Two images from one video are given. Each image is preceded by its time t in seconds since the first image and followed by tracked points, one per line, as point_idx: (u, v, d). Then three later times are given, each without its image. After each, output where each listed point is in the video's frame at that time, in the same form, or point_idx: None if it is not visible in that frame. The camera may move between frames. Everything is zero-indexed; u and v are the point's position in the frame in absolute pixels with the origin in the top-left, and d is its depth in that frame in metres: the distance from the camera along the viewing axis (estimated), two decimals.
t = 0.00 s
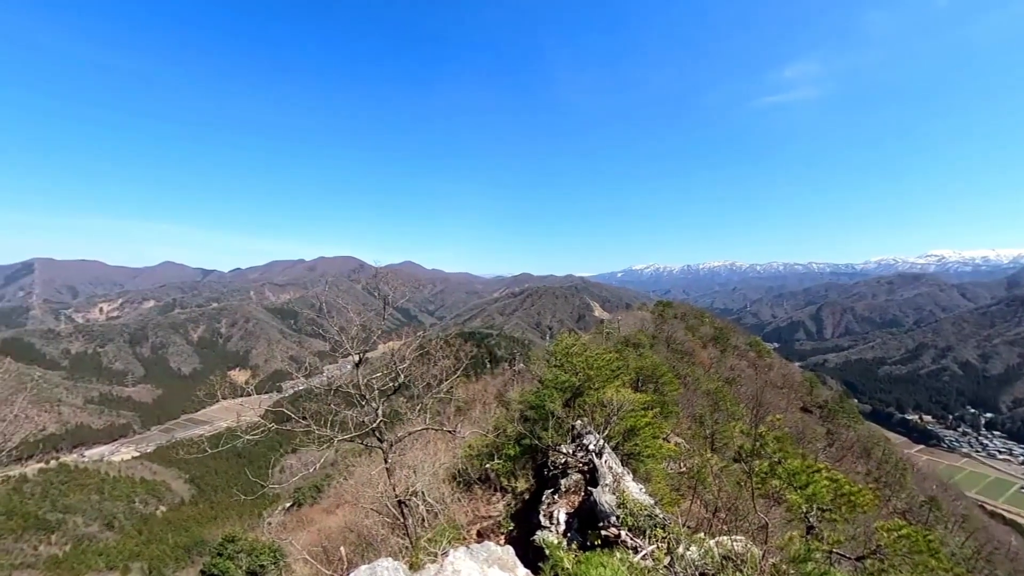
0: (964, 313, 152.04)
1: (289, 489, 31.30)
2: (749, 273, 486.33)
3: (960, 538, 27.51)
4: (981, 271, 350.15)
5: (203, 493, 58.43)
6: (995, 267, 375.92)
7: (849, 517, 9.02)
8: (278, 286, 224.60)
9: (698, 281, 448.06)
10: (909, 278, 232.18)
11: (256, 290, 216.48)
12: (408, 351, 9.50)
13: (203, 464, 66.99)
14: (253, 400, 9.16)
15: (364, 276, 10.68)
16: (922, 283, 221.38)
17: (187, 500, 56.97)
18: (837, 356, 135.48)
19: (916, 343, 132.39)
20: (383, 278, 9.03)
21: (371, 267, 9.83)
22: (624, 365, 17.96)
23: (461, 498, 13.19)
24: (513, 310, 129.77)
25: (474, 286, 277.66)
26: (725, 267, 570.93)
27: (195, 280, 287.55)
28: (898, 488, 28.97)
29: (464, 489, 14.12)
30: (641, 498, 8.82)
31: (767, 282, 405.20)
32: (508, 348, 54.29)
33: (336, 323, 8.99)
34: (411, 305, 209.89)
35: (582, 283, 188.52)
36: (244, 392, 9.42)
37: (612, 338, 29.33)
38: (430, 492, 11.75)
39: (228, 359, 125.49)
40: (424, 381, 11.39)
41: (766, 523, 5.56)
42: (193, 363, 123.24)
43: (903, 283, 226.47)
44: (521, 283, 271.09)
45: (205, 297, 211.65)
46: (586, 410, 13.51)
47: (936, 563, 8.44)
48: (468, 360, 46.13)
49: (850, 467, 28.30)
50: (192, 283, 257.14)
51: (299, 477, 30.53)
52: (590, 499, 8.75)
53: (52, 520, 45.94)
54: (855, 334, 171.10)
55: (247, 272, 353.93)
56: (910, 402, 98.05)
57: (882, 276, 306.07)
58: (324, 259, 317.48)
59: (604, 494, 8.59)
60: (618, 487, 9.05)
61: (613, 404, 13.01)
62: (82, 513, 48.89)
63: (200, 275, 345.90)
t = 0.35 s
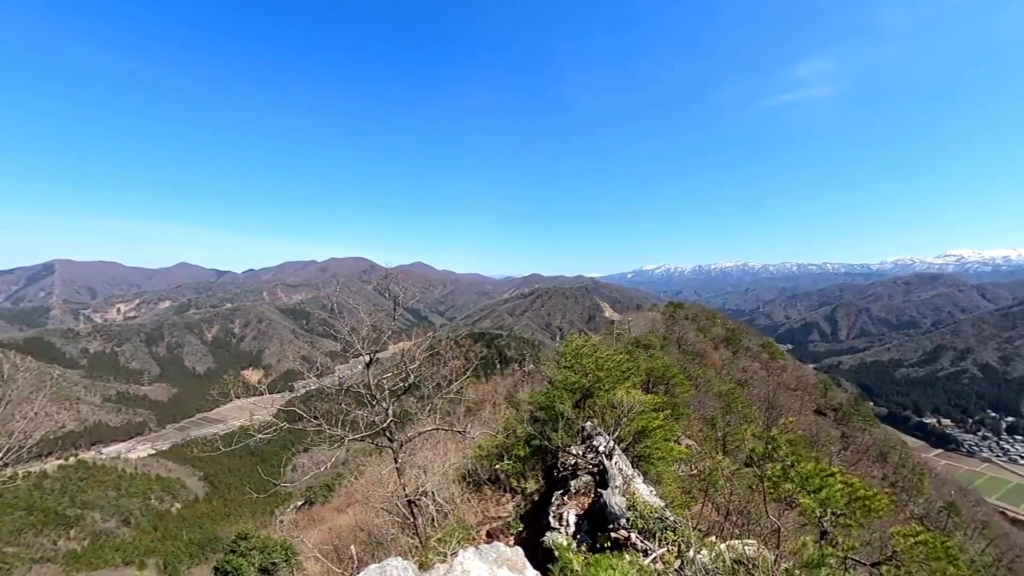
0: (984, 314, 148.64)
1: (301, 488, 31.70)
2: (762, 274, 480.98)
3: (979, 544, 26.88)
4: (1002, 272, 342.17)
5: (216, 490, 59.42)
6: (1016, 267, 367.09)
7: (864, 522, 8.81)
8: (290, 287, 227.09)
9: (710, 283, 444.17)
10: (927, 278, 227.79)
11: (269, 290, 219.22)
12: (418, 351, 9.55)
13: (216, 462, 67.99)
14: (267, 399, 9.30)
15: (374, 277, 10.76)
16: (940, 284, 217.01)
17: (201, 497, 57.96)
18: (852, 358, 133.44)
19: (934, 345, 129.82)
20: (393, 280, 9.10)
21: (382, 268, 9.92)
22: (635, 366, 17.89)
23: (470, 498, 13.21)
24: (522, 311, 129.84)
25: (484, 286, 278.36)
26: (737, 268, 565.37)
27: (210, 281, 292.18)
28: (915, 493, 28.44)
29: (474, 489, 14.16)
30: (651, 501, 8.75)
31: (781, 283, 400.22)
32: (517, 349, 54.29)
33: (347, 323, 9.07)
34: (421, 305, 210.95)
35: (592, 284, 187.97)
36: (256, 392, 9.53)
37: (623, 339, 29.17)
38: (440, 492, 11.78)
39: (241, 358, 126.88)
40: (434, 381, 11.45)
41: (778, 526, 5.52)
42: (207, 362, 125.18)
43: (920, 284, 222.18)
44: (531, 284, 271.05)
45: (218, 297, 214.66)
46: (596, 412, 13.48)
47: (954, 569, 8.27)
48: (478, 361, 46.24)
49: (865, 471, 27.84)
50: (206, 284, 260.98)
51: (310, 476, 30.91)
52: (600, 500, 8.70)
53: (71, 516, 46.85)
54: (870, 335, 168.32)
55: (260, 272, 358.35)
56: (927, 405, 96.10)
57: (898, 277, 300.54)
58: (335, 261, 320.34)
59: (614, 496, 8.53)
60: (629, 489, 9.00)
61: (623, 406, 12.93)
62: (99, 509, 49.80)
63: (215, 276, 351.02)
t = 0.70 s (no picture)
0: (1007, 315, 144.85)
1: (314, 487, 32.03)
2: (776, 275, 474.79)
3: (1003, 551, 26.18)
4: None
5: (231, 488, 60.34)
6: None
7: (881, 528, 8.66)
8: (303, 288, 229.46)
9: (722, 283, 439.72)
10: (947, 278, 222.89)
11: (282, 291, 222.11)
12: (428, 352, 9.61)
13: (231, 461, 69.01)
14: (280, 398, 9.41)
15: (386, 278, 10.81)
16: (961, 285, 212.23)
17: (216, 495, 58.89)
18: (869, 360, 130.99)
19: (955, 347, 126.85)
20: (404, 281, 9.15)
21: (393, 270, 9.98)
22: (647, 368, 17.75)
23: (481, 499, 13.23)
24: (533, 312, 129.79)
25: (495, 287, 278.84)
26: (750, 268, 558.79)
27: (225, 282, 296.72)
28: (934, 499, 27.82)
29: (484, 489, 14.20)
30: (662, 504, 8.69)
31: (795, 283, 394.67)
32: (528, 350, 54.36)
33: (358, 324, 9.14)
34: (432, 306, 211.95)
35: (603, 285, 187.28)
36: (270, 392, 9.66)
37: (635, 340, 29.01)
38: (450, 493, 11.81)
39: (255, 359, 129.28)
40: (444, 382, 11.48)
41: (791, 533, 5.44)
42: (222, 362, 127.09)
43: (940, 284, 217.34)
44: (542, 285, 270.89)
45: (233, 298, 217.99)
46: (607, 413, 13.42)
47: None
48: (488, 362, 46.34)
49: (883, 476, 27.30)
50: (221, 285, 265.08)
51: (323, 476, 31.27)
52: (611, 503, 8.66)
53: (91, 512, 47.84)
54: (888, 337, 165.15)
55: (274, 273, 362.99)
56: (948, 409, 93.92)
57: (917, 276, 294.23)
58: (347, 262, 323.28)
59: (624, 498, 8.49)
60: (639, 492, 8.93)
61: (634, 408, 12.86)
62: (118, 506, 50.79)
63: (229, 277, 356.36)
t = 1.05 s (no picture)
0: None
1: (325, 486, 32.35)
2: (788, 275, 468.89)
3: None
4: None
5: (244, 487, 61.17)
6: None
7: (897, 534, 8.50)
8: (315, 289, 231.75)
9: (734, 283, 435.56)
10: (966, 279, 218.45)
11: (294, 291, 224.58)
12: (438, 353, 9.64)
13: (244, 459, 69.87)
14: (292, 398, 9.51)
15: (397, 279, 10.86)
16: (980, 285, 207.82)
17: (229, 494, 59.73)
18: (885, 361, 128.82)
19: (974, 349, 124.17)
20: (415, 281, 9.22)
21: (404, 270, 10.04)
22: (657, 369, 17.63)
23: (490, 499, 13.24)
24: (543, 312, 129.69)
25: (504, 287, 278.82)
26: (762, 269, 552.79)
27: (238, 283, 300.93)
28: (953, 504, 27.25)
29: (493, 490, 14.22)
30: (673, 506, 8.62)
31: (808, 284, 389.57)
32: (537, 351, 54.38)
33: (369, 324, 9.20)
34: (441, 307, 212.86)
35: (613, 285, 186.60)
36: (282, 391, 9.76)
37: (645, 341, 28.86)
38: (460, 493, 11.85)
39: (267, 359, 131.17)
40: (454, 383, 11.52)
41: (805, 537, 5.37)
42: (235, 361, 128.78)
43: (958, 285, 213.02)
44: (551, 286, 270.66)
45: (246, 298, 220.84)
46: (617, 415, 13.39)
47: None
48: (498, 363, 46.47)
49: (900, 480, 26.80)
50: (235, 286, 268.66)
51: (334, 475, 31.56)
52: (621, 505, 8.61)
53: (107, 508, 48.69)
54: (904, 338, 162.34)
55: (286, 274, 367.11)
56: (967, 412, 91.93)
57: (934, 276, 289.02)
58: (358, 263, 325.87)
59: (635, 500, 8.43)
60: (650, 494, 8.87)
61: (644, 409, 12.79)
62: (134, 502, 51.58)
63: (242, 278, 361.02)
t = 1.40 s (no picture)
0: None
1: (337, 485, 32.66)
2: (803, 276, 462.40)
3: None
4: None
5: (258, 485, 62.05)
6: None
7: (915, 540, 8.32)
8: (327, 289, 234.11)
9: (747, 284, 430.63)
10: (988, 279, 213.29)
11: (307, 292, 227.21)
12: (449, 354, 9.69)
13: (258, 458, 70.83)
14: (305, 397, 9.62)
15: (408, 279, 10.88)
16: (1003, 286, 202.83)
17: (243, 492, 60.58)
18: (903, 364, 126.28)
19: (996, 352, 121.22)
20: (426, 281, 9.25)
21: (415, 271, 10.06)
22: (669, 371, 17.50)
23: (501, 500, 13.24)
24: (554, 313, 129.44)
25: (515, 288, 279.23)
26: (776, 269, 545.80)
27: (252, 284, 305.20)
28: (975, 511, 26.60)
29: (504, 491, 14.22)
30: (686, 509, 8.53)
31: (824, 284, 383.64)
32: (549, 352, 54.30)
33: (381, 324, 9.26)
34: (452, 308, 213.63)
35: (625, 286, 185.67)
36: (296, 390, 9.85)
37: (656, 342, 28.64)
38: (471, 494, 11.84)
39: (281, 359, 132.76)
40: (465, 383, 11.55)
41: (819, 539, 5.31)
42: (249, 361, 130.56)
43: (980, 285, 208.19)
44: (562, 287, 270.21)
45: (261, 299, 224.03)
46: (629, 416, 13.31)
47: None
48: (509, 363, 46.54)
49: (919, 486, 26.21)
50: (249, 287, 272.42)
51: (346, 474, 31.89)
52: (632, 508, 8.55)
53: (126, 504, 49.65)
54: (923, 340, 159.06)
55: (299, 275, 371.45)
56: (989, 416, 89.72)
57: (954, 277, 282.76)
58: (370, 264, 328.73)
59: (647, 502, 8.37)
60: (662, 497, 8.79)
61: (657, 411, 12.68)
62: (151, 499, 52.51)
63: (257, 279, 366.00)
